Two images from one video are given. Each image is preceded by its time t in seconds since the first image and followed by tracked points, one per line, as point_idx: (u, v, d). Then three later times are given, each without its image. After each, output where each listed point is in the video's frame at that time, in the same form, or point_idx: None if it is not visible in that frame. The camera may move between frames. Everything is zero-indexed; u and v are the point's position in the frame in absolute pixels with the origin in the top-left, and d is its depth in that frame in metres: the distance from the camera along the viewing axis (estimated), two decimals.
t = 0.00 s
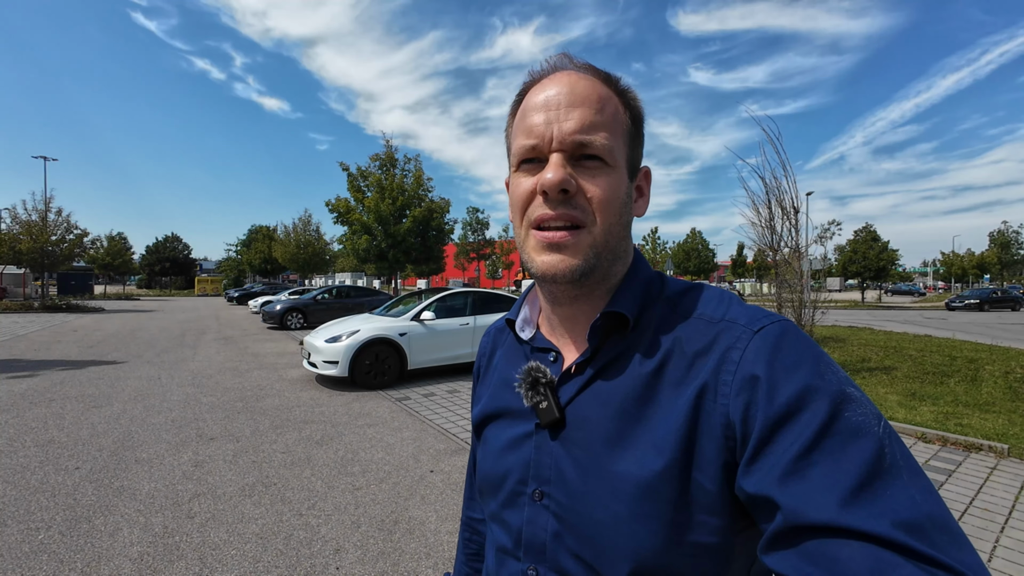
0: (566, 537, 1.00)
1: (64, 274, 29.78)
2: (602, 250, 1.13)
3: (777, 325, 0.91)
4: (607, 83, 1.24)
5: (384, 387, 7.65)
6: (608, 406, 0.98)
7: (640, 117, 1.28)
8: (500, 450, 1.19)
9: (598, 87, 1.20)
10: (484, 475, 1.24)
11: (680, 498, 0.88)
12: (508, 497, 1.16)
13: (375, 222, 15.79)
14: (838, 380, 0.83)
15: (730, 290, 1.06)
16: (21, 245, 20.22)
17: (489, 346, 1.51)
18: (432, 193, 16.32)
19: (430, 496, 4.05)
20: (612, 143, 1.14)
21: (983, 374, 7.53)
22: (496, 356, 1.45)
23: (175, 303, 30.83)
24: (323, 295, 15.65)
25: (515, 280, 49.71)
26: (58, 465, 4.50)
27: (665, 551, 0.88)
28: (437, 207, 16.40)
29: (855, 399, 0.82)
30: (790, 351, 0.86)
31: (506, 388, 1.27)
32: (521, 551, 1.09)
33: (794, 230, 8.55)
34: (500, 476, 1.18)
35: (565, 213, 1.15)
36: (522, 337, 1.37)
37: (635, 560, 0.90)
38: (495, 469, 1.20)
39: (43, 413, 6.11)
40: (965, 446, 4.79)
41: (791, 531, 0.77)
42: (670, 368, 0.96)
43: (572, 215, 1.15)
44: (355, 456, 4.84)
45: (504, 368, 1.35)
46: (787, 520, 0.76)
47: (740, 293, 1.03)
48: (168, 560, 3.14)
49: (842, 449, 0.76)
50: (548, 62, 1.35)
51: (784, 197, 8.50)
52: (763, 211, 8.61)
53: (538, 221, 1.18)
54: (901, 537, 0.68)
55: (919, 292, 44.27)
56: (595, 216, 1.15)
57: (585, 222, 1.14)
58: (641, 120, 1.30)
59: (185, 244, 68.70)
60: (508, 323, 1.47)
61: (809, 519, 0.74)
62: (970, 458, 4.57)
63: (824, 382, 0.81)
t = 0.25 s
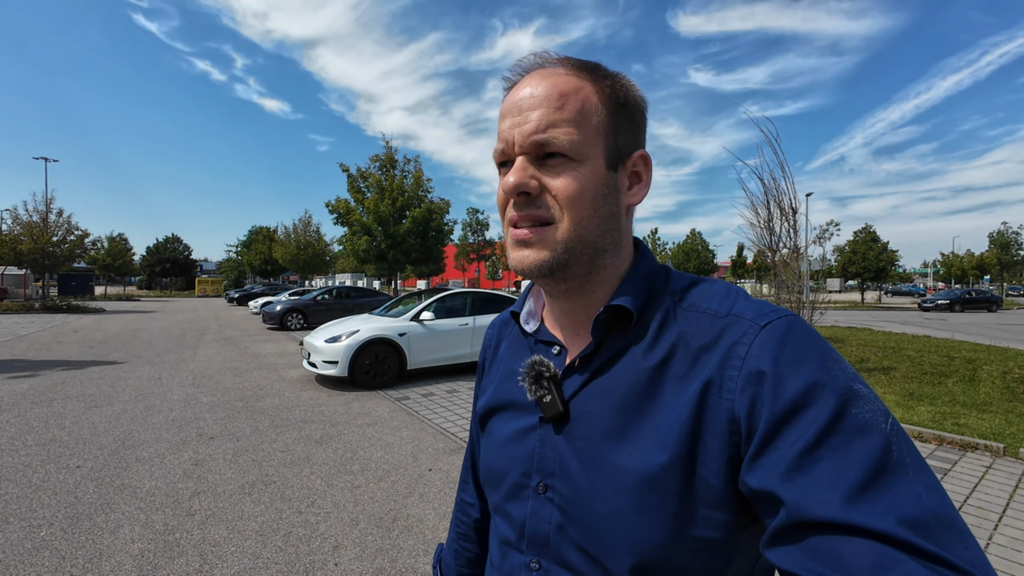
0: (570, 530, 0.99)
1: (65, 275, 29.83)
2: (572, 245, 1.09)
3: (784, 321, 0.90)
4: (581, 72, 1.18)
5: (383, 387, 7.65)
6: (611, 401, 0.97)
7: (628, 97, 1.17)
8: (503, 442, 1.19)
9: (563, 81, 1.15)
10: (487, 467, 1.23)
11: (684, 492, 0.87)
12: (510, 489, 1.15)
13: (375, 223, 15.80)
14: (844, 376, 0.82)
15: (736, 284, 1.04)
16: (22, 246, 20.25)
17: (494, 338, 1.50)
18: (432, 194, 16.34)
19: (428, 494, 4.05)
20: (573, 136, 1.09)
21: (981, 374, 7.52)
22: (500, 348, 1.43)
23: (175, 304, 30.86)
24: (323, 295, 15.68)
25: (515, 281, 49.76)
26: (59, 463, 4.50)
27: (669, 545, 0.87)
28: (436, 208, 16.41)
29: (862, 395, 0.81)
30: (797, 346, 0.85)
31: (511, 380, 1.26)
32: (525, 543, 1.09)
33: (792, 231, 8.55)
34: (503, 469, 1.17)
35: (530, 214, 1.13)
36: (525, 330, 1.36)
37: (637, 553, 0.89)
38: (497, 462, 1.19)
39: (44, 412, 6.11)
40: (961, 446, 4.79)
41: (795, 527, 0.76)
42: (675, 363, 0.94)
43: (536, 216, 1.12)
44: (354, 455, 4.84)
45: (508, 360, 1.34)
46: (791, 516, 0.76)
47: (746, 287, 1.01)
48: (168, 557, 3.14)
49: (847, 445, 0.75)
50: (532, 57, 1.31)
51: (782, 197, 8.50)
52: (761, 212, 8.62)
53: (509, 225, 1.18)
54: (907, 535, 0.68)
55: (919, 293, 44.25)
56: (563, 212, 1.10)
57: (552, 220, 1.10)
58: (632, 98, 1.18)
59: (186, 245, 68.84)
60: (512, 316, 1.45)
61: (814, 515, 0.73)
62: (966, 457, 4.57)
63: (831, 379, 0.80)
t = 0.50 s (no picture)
0: (581, 522, 0.99)
1: (65, 276, 29.83)
2: (551, 241, 1.09)
3: (800, 314, 0.88)
4: (557, 70, 1.18)
5: (383, 386, 7.66)
6: (621, 394, 0.96)
7: (605, 81, 1.14)
8: (516, 434, 1.18)
9: (536, 82, 1.16)
10: (500, 459, 1.23)
11: (697, 487, 0.86)
12: (523, 481, 1.15)
13: (374, 224, 15.81)
14: (861, 371, 0.81)
15: (750, 278, 1.02)
16: (23, 247, 20.26)
17: (508, 332, 1.50)
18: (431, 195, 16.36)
19: (428, 491, 4.05)
20: (539, 133, 1.09)
21: (978, 374, 7.52)
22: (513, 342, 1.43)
23: (175, 305, 30.83)
24: (323, 296, 15.70)
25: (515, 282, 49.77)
26: (62, 461, 4.51)
27: (681, 539, 0.86)
28: (436, 209, 16.43)
29: (879, 391, 0.79)
30: (812, 340, 0.83)
31: (524, 373, 1.26)
32: (537, 534, 1.09)
33: (790, 231, 8.55)
34: (515, 461, 1.17)
35: (512, 215, 1.15)
36: (537, 324, 1.35)
37: (648, 546, 0.89)
38: (510, 454, 1.19)
39: (47, 411, 6.11)
40: (956, 444, 4.80)
41: (810, 524, 0.76)
42: (687, 357, 0.93)
43: (517, 215, 1.14)
44: (354, 453, 4.84)
45: (522, 354, 1.34)
46: (806, 513, 0.75)
47: (761, 280, 0.99)
48: (171, 552, 3.14)
49: (863, 442, 0.74)
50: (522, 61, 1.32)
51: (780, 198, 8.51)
52: (760, 212, 8.63)
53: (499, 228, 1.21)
54: (924, 534, 0.67)
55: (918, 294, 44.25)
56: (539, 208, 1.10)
57: (530, 219, 1.11)
58: (612, 83, 1.14)
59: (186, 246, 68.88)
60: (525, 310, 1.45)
61: (829, 513, 0.73)
62: (961, 455, 4.58)
63: (847, 375, 0.78)
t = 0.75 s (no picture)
0: (596, 513, 0.98)
1: (65, 277, 29.81)
2: (554, 236, 1.09)
3: (825, 309, 0.84)
4: (563, 67, 1.18)
5: (383, 386, 7.66)
6: (638, 387, 0.93)
7: (611, 75, 1.13)
8: (534, 425, 1.17)
9: (541, 82, 1.17)
10: (518, 449, 1.22)
11: (713, 481, 0.84)
12: (540, 472, 1.14)
13: (374, 225, 15.82)
14: (889, 368, 0.77)
15: (773, 272, 0.98)
16: (22, 248, 20.25)
17: (528, 325, 1.49)
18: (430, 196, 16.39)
19: (427, 487, 4.06)
20: (543, 130, 1.10)
21: (971, 373, 7.55)
22: (534, 335, 1.42)
23: (174, 306, 30.83)
24: (322, 297, 15.72)
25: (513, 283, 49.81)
26: (66, 459, 4.51)
27: (696, 532, 0.84)
28: (435, 210, 16.45)
29: (907, 388, 0.75)
30: (837, 335, 0.79)
31: (545, 366, 1.25)
32: (553, 522, 1.08)
33: (786, 232, 8.58)
34: (533, 451, 1.16)
35: (519, 213, 1.16)
36: (556, 317, 1.34)
37: (663, 539, 0.87)
38: (528, 444, 1.18)
39: (49, 410, 6.11)
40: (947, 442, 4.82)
41: (833, 522, 0.73)
42: (705, 350, 0.90)
43: (523, 213, 1.14)
44: (354, 451, 4.85)
45: (542, 346, 1.33)
46: (829, 511, 0.72)
47: (784, 275, 0.96)
48: (176, 546, 3.15)
49: (890, 439, 0.71)
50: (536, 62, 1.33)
51: (777, 200, 8.55)
52: (757, 213, 8.66)
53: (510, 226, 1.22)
54: (953, 534, 0.63)
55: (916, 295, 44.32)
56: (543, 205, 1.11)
57: (535, 217, 1.12)
58: (619, 75, 1.13)
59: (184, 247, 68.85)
60: (546, 302, 1.43)
61: (853, 511, 0.69)
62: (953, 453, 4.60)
63: (873, 371, 0.75)
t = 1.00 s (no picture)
0: (612, 519, 0.98)
1: (64, 279, 29.75)
2: (568, 242, 1.10)
3: (850, 315, 0.83)
4: (575, 71, 1.18)
5: (383, 386, 7.67)
6: (654, 391, 0.93)
7: (626, 78, 1.12)
8: (549, 429, 1.17)
9: (552, 87, 1.17)
10: (532, 452, 1.23)
11: (731, 490, 0.83)
12: (554, 476, 1.14)
13: (373, 226, 15.81)
14: (917, 377, 0.75)
15: (796, 277, 0.97)
16: (21, 249, 20.23)
17: (544, 329, 1.50)
18: (429, 197, 16.40)
19: (425, 486, 4.06)
20: (559, 138, 1.11)
21: (967, 373, 7.56)
22: (549, 338, 1.42)
23: (174, 307, 30.82)
24: (322, 298, 15.73)
25: (513, 284, 49.79)
26: (68, 459, 4.51)
27: (714, 541, 0.84)
28: (434, 211, 16.45)
29: (938, 399, 0.73)
30: (861, 341, 0.78)
31: (559, 370, 1.25)
32: (567, 527, 1.08)
33: (784, 234, 8.59)
34: (548, 455, 1.16)
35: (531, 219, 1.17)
36: (572, 320, 1.34)
37: (680, 547, 0.86)
38: (542, 448, 1.18)
39: (50, 411, 6.11)
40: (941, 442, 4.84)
41: (858, 537, 0.71)
42: (724, 356, 0.90)
43: (536, 220, 1.15)
44: (354, 450, 4.85)
45: (558, 349, 1.33)
46: (852, 525, 0.70)
47: (807, 279, 0.95)
48: (178, 543, 3.15)
49: (919, 453, 0.68)
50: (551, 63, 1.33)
51: (774, 202, 8.56)
52: (754, 215, 8.68)
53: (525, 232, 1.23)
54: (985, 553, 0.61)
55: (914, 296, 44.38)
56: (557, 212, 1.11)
57: (548, 223, 1.13)
58: (634, 78, 1.12)
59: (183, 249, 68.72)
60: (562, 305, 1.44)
61: (878, 526, 0.68)
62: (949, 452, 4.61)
63: (901, 381, 0.73)
